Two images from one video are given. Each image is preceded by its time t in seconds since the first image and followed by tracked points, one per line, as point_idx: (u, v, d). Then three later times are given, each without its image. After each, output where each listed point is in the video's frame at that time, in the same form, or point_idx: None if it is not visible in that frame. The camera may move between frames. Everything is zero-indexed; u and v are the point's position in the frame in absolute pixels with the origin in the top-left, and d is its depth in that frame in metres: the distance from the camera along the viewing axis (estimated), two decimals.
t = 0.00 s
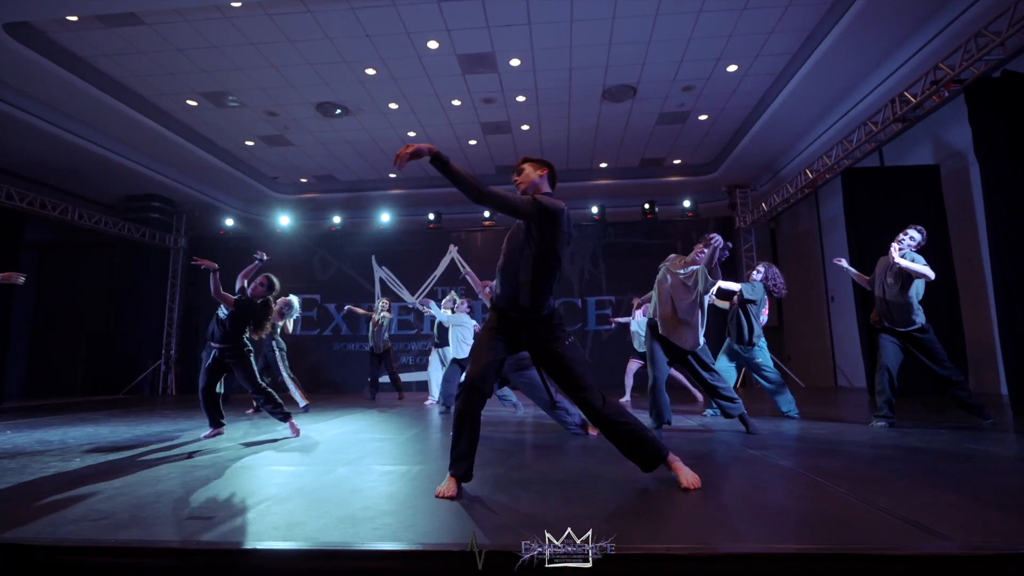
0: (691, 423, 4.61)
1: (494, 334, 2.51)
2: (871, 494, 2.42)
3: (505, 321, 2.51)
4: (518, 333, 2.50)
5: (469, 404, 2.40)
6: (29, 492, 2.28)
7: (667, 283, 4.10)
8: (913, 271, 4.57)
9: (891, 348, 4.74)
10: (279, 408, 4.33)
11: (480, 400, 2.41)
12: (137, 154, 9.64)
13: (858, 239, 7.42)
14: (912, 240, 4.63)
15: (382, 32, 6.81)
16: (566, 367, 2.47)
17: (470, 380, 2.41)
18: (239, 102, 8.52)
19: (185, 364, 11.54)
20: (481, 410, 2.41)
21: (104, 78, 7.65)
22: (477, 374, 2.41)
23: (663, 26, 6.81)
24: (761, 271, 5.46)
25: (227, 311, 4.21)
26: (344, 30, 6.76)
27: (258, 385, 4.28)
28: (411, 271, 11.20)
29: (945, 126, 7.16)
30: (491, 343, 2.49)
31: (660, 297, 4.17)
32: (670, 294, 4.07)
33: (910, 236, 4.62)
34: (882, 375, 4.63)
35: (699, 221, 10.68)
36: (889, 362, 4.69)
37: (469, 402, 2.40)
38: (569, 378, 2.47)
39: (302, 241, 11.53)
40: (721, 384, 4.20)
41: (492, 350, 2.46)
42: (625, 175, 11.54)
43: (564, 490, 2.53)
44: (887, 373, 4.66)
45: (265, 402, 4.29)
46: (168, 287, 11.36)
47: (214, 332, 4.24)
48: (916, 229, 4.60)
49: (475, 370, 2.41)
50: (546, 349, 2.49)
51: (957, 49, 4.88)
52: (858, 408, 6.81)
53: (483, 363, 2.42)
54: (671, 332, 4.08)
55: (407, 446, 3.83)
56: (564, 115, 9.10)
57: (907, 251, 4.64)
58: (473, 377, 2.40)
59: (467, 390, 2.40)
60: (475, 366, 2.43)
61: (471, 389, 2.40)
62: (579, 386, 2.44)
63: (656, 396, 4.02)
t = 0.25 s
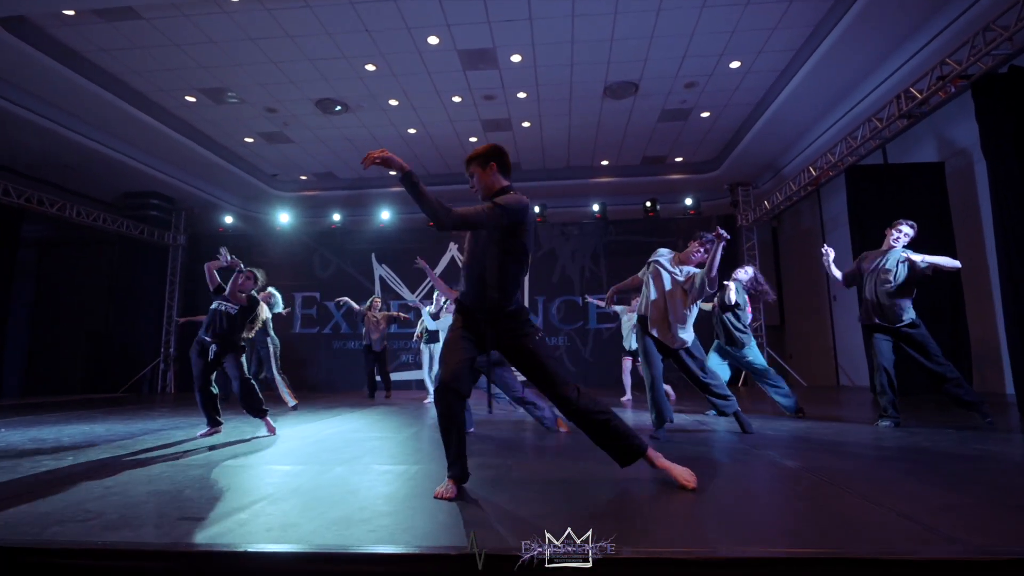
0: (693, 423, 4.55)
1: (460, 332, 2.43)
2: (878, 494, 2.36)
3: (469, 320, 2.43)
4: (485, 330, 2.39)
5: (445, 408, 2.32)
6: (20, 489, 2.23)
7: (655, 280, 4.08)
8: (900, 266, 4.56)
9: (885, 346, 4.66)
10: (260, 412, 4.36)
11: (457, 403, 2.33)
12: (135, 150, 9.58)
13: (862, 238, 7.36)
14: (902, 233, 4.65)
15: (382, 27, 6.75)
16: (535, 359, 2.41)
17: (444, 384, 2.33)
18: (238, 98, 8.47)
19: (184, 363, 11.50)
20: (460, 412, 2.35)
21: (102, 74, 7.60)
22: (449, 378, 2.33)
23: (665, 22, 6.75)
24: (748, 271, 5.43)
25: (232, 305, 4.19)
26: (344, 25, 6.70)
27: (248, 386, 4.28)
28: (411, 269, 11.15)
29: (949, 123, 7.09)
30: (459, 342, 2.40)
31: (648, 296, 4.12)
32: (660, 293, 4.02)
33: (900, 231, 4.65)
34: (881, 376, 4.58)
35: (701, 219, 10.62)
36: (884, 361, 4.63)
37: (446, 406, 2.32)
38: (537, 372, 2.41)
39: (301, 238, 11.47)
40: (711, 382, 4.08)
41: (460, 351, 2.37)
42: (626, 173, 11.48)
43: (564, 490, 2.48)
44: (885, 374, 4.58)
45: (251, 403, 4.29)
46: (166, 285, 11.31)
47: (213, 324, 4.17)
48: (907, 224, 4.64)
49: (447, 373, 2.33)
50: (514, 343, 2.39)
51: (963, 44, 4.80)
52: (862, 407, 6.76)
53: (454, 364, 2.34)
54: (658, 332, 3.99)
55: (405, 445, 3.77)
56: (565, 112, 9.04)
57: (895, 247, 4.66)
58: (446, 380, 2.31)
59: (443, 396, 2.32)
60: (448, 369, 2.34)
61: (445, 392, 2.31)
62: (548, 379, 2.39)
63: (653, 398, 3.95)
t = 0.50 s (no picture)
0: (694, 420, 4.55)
1: (444, 317, 2.45)
2: (882, 492, 2.36)
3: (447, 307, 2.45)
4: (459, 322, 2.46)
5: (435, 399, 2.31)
6: (25, 484, 2.23)
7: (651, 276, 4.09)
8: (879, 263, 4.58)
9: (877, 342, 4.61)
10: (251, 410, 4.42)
11: (450, 394, 2.31)
12: (136, 148, 9.58)
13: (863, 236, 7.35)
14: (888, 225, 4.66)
15: (384, 25, 6.75)
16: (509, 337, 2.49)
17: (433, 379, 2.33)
18: (239, 95, 8.46)
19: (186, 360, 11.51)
20: (455, 404, 2.33)
21: (104, 71, 7.60)
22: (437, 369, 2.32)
23: (667, 20, 6.74)
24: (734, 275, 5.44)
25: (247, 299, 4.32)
26: (346, 23, 6.70)
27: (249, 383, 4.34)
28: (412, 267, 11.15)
29: (952, 122, 7.09)
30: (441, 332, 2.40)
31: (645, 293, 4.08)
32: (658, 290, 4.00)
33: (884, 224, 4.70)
34: (881, 376, 4.51)
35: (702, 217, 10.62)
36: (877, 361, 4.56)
37: (440, 399, 2.30)
38: (513, 356, 2.49)
39: (302, 236, 11.46)
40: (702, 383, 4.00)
41: (443, 341, 2.37)
42: (627, 171, 11.48)
43: (565, 488, 2.47)
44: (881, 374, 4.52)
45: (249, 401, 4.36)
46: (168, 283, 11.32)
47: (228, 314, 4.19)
48: (897, 218, 4.61)
49: (436, 366, 2.34)
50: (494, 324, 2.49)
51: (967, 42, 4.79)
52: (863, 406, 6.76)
53: (443, 352, 2.35)
54: (658, 334, 3.90)
55: (405, 442, 3.74)
56: (567, 110, 9.03)
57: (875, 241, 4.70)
58: (434, 372, 2.32)
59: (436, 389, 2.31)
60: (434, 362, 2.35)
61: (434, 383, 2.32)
62: (519, 362, 2.48)
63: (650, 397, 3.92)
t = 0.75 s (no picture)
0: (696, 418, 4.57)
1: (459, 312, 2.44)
2: (885, 490, 2.39)
3: (460, 301, 2.45)
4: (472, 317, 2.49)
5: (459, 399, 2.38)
6: (39, 482, 2.26)
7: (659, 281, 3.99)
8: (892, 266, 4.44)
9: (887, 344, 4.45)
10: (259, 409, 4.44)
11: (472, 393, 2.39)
12: (138, 147, 9.59)
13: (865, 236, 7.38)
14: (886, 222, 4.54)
15: (387, 25, 6.76)
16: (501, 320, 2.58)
17: (454, 379, 2.39)
18: (241, 95, 8.48)
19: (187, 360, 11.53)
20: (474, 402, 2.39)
21: (107, 70, 7.61)
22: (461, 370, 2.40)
23: (669, 21, 6.76)
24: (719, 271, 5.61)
25: (264, 296, 4.36)
26: (349, 23, 6.72)
27: (260, 381, 4.37)
28: (414, 267, 11.16)
29: (953, 123, 7.12)
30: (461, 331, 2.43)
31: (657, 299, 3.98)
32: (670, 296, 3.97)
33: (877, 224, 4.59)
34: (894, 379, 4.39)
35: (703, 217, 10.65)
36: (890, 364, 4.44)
37: (463, 400, 2.37)
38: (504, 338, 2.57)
39: (304, 236, 11.47)
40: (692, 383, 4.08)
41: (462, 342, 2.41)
42: (629, 171, 11.50)
43: (570, 487, 2.49)
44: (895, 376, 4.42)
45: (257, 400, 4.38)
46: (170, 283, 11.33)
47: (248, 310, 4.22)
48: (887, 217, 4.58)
49: (456, 367, 2.40)
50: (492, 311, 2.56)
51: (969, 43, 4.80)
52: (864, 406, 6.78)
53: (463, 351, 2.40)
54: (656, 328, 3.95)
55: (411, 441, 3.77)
56: (568, 110, 9.05)
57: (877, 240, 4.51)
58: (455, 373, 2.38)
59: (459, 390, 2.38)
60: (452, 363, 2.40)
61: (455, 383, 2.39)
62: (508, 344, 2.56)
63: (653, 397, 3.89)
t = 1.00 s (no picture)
0: (702, 418, 4.58)
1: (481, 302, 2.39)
2: (893, 491, 2.40)
3: (484, 294, 2.39)
4: (492, 314, 2.44)
5: (480, 397, 2.33)
6: (51, 483, 2.26)
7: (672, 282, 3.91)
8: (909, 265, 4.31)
9: (891, 335, 4.24)
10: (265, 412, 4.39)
11: (490, 392, 2.35)
12: (140, 147, 9.59)
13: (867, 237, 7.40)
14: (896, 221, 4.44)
15: (390, 25, 6.77)
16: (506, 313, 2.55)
17: (470, 378, 2.34)
18: (244, 95, 8.48)
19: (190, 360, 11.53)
20: (491, 401, 2.36)
21: (110, 71, 7.62)
22: (481, 367, 2.34)
23: (673, 22, 6.77)
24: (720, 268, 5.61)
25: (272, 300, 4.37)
26: (353, 24, 6.72)
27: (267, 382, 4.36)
28: (416, 267, 11.17)
29: (956, 123, 7.13)
30: (483, 326, 2.37)
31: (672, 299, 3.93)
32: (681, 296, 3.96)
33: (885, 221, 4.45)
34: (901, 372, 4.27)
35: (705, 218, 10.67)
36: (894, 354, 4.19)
37: (480, 399, 2.33)
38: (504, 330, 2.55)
39: (306, 235, 11.46)
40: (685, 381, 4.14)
41: (482, 340, 2.35)
42: (631, 171, 11.50)
43: (579, 488, 2.50)
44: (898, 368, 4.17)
45: (262, 403, 4.34)
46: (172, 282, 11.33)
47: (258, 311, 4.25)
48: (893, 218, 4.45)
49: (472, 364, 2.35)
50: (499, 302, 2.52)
51: (973, 45, 4.80)
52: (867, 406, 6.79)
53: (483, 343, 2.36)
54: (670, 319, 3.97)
55: (417, 442, 3.77)
56: (571, 111, 9.05)
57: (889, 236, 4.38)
58: (473, 371, 2.33)
59: (478, 389, 2.33)
60: (469, 362, 2.35)
61: (471, 381, 2.34)
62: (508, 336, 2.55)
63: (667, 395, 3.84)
